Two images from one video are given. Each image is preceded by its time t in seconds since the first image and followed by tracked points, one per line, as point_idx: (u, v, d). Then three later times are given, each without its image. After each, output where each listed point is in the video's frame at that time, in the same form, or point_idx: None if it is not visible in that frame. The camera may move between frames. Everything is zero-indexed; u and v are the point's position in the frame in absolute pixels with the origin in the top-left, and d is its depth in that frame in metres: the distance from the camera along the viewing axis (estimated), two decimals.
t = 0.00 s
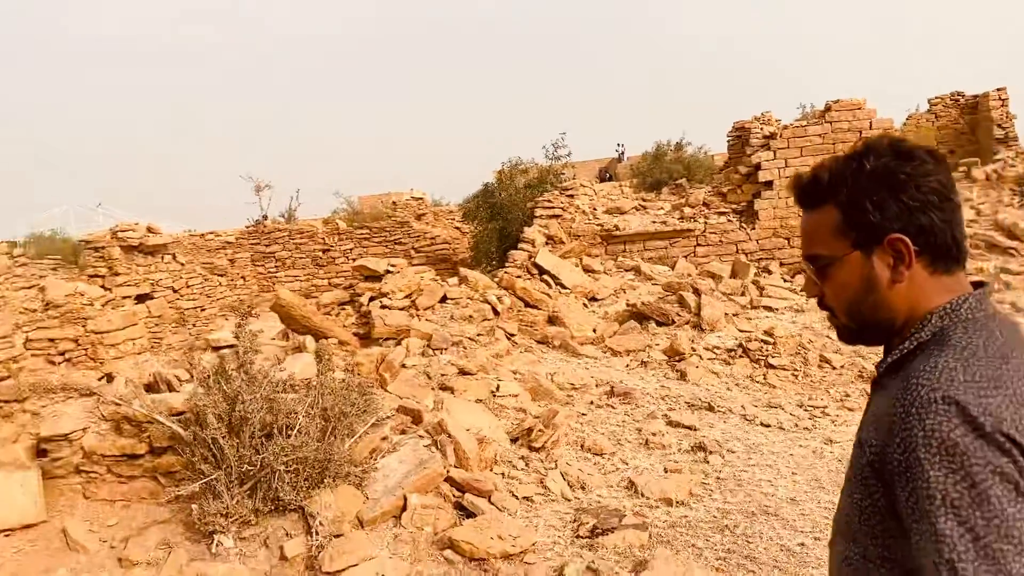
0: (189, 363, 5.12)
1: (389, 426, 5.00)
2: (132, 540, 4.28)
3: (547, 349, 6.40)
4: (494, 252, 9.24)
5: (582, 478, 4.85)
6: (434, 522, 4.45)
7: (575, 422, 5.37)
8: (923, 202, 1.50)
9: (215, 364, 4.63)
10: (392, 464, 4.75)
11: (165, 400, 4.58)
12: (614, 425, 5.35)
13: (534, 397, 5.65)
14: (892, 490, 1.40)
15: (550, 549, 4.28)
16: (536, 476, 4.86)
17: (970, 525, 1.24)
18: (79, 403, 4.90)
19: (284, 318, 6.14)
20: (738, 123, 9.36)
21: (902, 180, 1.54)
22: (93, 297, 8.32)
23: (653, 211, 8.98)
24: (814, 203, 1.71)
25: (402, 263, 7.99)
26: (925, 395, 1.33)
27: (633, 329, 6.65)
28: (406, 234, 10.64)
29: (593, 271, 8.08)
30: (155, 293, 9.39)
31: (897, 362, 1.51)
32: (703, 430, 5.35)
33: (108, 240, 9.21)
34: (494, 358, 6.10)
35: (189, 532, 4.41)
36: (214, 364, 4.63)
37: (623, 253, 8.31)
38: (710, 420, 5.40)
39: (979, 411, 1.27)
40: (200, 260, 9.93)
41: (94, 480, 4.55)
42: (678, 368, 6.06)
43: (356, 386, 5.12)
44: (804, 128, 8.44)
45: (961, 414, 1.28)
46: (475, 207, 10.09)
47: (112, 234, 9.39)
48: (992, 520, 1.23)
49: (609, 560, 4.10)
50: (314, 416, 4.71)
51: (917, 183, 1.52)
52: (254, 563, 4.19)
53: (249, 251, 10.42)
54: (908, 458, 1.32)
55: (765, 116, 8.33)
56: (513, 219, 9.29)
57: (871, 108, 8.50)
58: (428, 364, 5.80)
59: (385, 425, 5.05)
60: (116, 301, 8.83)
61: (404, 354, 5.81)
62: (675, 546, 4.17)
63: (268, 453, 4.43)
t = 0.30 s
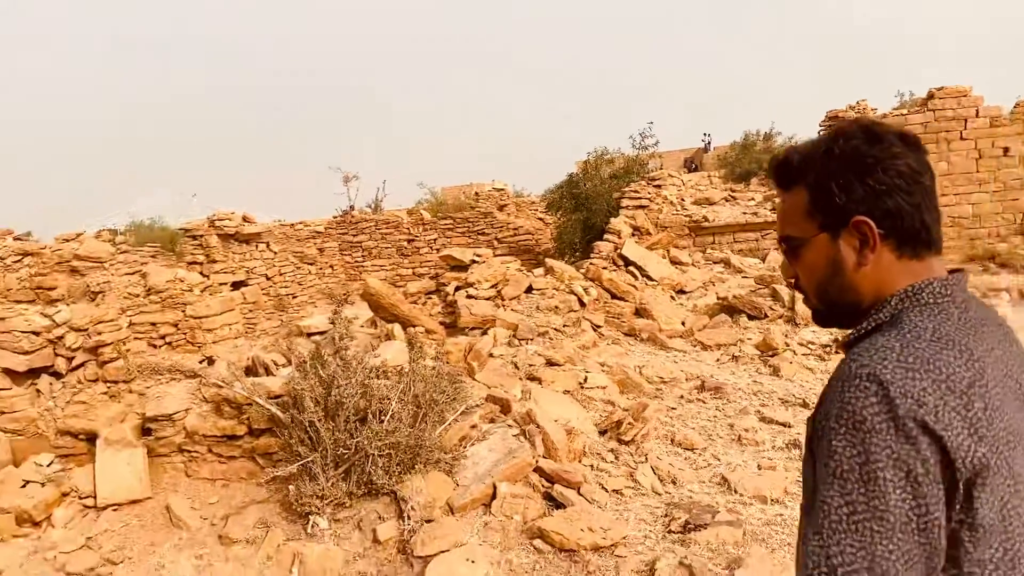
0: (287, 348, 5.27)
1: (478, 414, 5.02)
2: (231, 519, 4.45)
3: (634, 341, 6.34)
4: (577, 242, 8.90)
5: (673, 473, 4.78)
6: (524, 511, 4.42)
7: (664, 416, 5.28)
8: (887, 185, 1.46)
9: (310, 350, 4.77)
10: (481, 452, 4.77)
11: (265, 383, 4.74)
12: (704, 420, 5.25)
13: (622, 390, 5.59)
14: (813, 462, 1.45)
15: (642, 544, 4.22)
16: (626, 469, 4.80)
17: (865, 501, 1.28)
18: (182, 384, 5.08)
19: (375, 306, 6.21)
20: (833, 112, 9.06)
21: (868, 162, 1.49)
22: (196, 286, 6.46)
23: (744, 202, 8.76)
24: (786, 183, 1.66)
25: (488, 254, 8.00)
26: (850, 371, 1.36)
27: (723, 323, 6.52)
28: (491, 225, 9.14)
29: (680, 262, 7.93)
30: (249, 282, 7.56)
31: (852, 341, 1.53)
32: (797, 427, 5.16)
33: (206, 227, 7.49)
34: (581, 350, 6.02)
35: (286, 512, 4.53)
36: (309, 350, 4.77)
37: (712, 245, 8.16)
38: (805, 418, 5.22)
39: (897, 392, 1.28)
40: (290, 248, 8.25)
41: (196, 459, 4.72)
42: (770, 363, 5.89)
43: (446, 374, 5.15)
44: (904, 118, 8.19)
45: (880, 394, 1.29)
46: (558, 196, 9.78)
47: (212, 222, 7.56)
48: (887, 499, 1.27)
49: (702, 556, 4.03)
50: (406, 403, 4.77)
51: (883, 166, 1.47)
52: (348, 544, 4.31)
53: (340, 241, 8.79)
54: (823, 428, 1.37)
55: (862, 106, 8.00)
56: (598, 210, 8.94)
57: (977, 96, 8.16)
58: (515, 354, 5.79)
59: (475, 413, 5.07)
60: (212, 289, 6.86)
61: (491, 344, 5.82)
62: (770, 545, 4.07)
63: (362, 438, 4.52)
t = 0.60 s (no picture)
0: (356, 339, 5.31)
1: (545, 408, 5.01)
2: (303, 506, 4.53)
3: (703, 338, 6.26)
4: (643, 239, 8.34)
5: (744, 472, 4.69)
6: (592, 507, 4.38)
7: (735, 414, 5.19)
8: (833, 199, 1.38)
9: (381, 341, 4.85)
10: (549, 446, 4.75)
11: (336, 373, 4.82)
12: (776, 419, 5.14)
13: (691, 386, 5.51)
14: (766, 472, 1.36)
15: (712, 543, 4.15)
16: (695, 467, 4.74)
17: (810, 512, 1.20)
18: (256, 373, 5.18)
19: (442, 299, 6.22)
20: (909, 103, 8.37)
21: (815, 175, 1.41)
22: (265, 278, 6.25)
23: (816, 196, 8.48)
24: (735, 191, 1.57)
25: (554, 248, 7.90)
26: (799, 376, 1.28)
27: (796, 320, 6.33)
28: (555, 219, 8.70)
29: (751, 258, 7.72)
30: (317, 274, 7.40)
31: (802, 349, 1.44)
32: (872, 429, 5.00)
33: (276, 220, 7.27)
34: (649, 345, 5.99)
35: (356, 501, 4.59)
36: (379, 342, 4.85)
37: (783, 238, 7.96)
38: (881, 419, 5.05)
39: (845, 399, 1.19)
40: (357, 241, 7.91)
41: (269, 447, 4.82)
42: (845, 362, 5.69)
43: (513, 367, 5.17)
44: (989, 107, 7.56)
45: (828, 401, 1.20)
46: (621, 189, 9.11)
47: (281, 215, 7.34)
48: (832, 509, 1.19)
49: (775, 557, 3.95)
50: (474, 395, 4.77)
51: (832, 179, 1.39)
52: (417, 534, 4.35)
53: (404, 235, 8.35)
54: (772, 433, 1.29)
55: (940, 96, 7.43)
56: (665, 204, 8.23)
57: None
58: (582, 348, 5.74)
59: (541, 407, 5.06)
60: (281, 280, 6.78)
61: (558, 337, 5.78)
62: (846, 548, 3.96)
63: (432, 428, 4.55)
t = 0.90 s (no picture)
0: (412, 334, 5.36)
1: (601, 405, 5.01)
2: (360, 498, 4.57)
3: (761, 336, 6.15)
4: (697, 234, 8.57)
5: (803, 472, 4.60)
6: (648, 505, 4.33)
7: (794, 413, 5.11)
8: (737, 204, 1.54)
9: (436, 336, 4.88)
10: (605, 444, 4.76)
11: (393, 366, 4.85)
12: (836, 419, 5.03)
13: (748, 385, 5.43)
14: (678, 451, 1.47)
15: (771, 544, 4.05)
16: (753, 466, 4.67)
17: (721, 476, 1.32)
18: (313, 366, 5.24)
19: (494, 294, 6.25)
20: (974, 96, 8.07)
21: (724, 181, 1.56)
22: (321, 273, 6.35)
23: (877, 192, 8.22)
24: (647, 188, 1.68)
25: (607, 244, 7.79)
26: (702, 357, 1.41)
27: (856, 318, 6.09)
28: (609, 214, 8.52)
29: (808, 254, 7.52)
30: (371, 268, 7.45)
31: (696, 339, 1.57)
32: (937, 429, 4.83)
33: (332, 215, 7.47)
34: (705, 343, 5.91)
35: (411, 494, 4.62)
36: (435, 337, 4.88)
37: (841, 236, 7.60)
38: (946, 420, 4.87)
39: (742, 370, 1.34)
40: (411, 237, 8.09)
41: (326, 439, 4.87)
42: (907, 361, 5.49)
43: (569, 364, 5.16)
44: None
45: (729, 374, 1.34)
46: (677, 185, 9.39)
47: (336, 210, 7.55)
48: (740, 471, 1.31)
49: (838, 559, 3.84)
50: (529, 391, 4.76)
51: (737, 186, 1.55)
52: (472, 528, 4.35)
53: (456, 232, 8.35)
54: (683, 409, 1.40)
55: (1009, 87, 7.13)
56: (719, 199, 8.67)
57: None
58: (637, 346, 5.71)
59: (596, 404, 5.05)
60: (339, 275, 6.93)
61: (613, 334, 5.76)
62: (911, 552, 3.82)
63: (487, 423, 4.56)
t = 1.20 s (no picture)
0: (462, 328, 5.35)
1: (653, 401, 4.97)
2: (411, 489, 4.60)
3: (815, 333, 6.03)
4: (748, 229, 8.46)
5: (861, 472, 4.51)
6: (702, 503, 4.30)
7: (850, 412, 5.02)
8: (683, 194, 1.54)
9: (486, 330, 4.86)
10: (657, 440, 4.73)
11: (443, 359, 4.87)
12: (893, 418, 4.93)
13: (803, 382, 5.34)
14: (659, 435, 1.43)
15: (828, 543, 3.98)
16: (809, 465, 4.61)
17: (718, 453, 1.29)
18: (364, 358, 5.26)
19: (543, 288, 6.25)
20: None
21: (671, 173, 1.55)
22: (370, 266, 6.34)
23: (934, 187, 7.99)
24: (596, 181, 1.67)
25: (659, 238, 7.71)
26: (687, 339, 1.39)
27: (914, 315, 5.97)
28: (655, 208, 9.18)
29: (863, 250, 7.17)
30: (418, 262, 7.53)
31: (667, 327, 1.56)
32: (1001, 431, 4.68)
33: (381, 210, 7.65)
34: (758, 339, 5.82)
35: (461, 486, 4.63)
36: (486, 331, 4.87)
37: (898, 232, 7.35)
38: (1010, 421, 4.71)
39: (730, 348, 1.34)
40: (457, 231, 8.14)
41: (378, 430, 4.91)
42: (967, 360, 5.35)
43: (620, 359, 5.14)
44: None
45: (718, 352, 1.34)
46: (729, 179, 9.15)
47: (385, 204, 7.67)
48: (735, 446, 1.30)
49: (898, 561, 3.75)
50: (581, 386, 4.74)
51: (683, 177, 1.55)
52: (522, 522, 4.35)
53: (502, 225, 8.50)
54: (673, 391, 1.36)
55: None
56: (772, 193, 8.27)
57: None
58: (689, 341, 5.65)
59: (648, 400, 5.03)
60: (387, 269, 6.99)
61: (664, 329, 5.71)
62: (974, 555, 3.71)
63: (538, 417, 4.55)
